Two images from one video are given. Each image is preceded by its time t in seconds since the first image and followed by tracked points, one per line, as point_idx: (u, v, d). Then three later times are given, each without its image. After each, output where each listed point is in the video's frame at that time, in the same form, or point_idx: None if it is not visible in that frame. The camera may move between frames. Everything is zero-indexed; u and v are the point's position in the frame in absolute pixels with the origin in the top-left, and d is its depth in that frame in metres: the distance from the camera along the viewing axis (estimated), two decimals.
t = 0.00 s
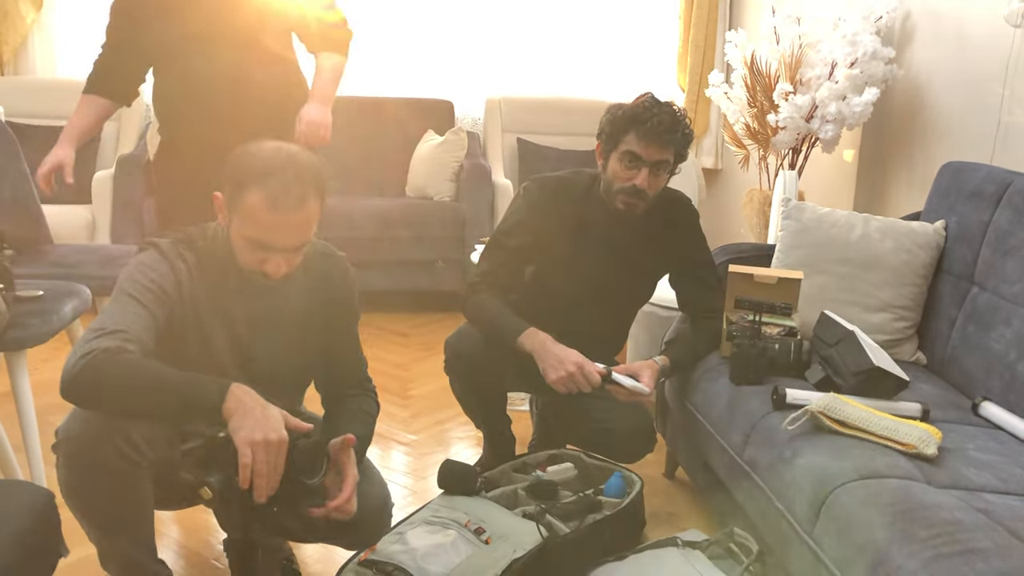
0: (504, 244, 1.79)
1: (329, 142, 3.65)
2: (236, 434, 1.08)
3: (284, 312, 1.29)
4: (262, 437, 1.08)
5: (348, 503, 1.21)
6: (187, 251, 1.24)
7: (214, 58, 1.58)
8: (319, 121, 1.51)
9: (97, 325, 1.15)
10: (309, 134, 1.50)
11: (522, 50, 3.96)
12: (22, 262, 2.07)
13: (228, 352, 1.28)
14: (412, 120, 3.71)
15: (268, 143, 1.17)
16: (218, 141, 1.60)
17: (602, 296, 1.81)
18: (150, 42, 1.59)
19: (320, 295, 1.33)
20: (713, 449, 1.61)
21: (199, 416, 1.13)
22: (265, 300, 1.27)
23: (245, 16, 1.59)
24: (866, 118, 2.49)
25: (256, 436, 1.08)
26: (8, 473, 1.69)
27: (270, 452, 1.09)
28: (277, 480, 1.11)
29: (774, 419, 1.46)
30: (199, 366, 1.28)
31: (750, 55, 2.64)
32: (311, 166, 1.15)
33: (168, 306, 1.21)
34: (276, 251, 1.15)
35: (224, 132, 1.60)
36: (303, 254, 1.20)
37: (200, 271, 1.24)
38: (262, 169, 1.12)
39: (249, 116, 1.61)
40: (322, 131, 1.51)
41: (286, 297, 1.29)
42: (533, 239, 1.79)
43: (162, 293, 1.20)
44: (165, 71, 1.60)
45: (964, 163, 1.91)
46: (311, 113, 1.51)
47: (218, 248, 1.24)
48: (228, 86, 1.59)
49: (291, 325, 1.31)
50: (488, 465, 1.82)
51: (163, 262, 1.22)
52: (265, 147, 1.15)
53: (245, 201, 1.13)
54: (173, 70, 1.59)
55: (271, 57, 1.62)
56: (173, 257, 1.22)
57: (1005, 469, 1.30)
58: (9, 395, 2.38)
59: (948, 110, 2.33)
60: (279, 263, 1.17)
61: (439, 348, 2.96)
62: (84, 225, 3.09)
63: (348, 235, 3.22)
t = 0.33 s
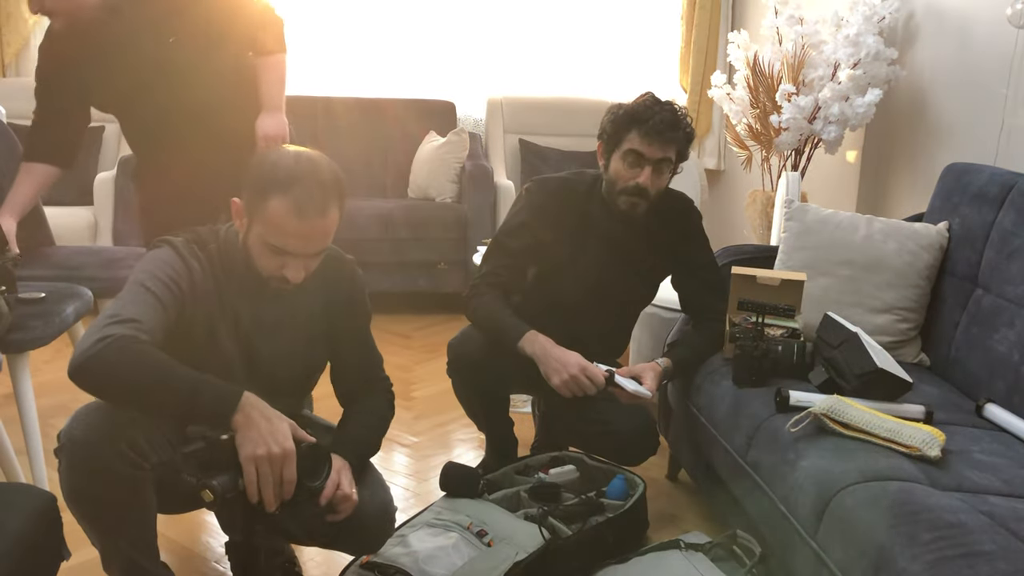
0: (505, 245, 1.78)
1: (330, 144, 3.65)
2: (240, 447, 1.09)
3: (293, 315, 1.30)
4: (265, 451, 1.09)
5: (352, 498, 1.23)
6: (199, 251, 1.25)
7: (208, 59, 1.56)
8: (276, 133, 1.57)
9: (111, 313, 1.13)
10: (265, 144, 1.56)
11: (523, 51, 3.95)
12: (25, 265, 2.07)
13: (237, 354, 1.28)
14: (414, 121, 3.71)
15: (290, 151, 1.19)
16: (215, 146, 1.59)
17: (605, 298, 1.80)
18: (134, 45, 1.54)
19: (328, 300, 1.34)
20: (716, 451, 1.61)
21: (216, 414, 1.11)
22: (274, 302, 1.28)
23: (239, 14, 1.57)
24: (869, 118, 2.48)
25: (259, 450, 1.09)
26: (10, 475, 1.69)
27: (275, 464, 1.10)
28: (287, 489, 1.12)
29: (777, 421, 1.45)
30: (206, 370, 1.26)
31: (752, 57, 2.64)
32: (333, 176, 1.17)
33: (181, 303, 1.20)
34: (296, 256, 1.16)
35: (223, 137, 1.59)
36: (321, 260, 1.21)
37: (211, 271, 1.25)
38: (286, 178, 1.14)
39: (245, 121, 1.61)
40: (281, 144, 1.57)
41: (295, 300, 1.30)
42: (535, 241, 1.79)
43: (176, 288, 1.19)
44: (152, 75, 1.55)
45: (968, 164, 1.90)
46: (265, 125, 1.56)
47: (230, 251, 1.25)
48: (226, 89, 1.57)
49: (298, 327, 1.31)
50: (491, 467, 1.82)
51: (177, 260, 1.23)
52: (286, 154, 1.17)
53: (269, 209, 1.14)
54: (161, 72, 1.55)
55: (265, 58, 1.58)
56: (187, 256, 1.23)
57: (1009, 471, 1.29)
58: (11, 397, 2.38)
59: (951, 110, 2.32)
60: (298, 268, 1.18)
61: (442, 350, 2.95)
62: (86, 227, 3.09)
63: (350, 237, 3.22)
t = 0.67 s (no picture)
0: (505, 245, 1.78)
1: (330, 145, 3.65)
2: (244, 457, 1.10)
3: (295, 313, 1.30)
4: (264, 462, 1.09)
5: (345, 494, 1.21)
6: (204, 246, 1.26)
7: (197, 62, 1.55)
8: (251, 132, 1.60)
9: (122, 303, 1.13)
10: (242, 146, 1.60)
11: (523, 51, 3.96)
12: (25, 266, 2.07)
13: (242, 350, 1.28)
14: (414, 121, 3.71)
15: (296, 145, 1.19)
16: (209, 150, 1.59)
17: (604, 297, 1.80)
18: (121, 58, 1.49)
19: (329, 298, 1.35)
20: (716, 450, 1.60)
21: (218, 415, 1.10)
22: (278, 299, 1.28)
23: (225, 14, 1.55)
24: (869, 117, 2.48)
25: (259, 461, 1.09)
26: (10, 477, 1.69)
27: (273, 476, 1.10)
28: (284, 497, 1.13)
29: (778, 419, 1.45)
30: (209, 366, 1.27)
31: (752, 55, 2.62)
32: (338, 170, 1.18)
33: (188, 296, 1.21)
34: (301, 249, 1.16)
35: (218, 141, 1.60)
36: (325, 254, 1.21)
37: (218, 268, 1.25)
38: (293, 171, 1.14)
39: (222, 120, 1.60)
40: (259, 141, 1.61)
41: (299, 297, 1.30)
42: (534, 241, 1.79)
43: (184, 282, 1.20)
44: (142, 87, 1.51)
45: (968, 162, 1.90)
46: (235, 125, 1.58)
47: (235, 246, 1.25)
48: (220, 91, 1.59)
49: (300, 325, 1.31)
50: (491, 467, 1.82)
51: (184, 254, 1.23)
52: (293, 148, 1.18)
53: (276, 201, 1.14)
54: (147, 78, 1.51)
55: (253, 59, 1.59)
56: (194, 250, 1.24)
57: (1010, 469, 1.29)
58: (12, 398, 2.39)
59: (951, 108, 2.32)
60: (302, 261, 1.18)
61: (443, 350, 2.95)
62: (86, 229, 3.09)
63: (350, 237, 3.22)
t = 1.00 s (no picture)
0: (505, 248, 1.79)
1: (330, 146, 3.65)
2: (244, 457, 1.10)
3: (296, 315, 1.31)
4: (266, 464, 1.10)
5: (344, 491, 1.23)
6: (207, 248, 1.26)
7: (195, 67, 1.56)
8: (244, 138, 1.59)
9: (126, 304, 1.14)
10: (234, 152, 1.59)
11: (523, 54, 3.96)
12: (26, 269, 2.08)
13: (243, 353, 1.28)
14: (414, 123, 3.71)
15: (299, 145, 1.20)
16: (205, 154, 1.59)
17: (604, 300, 1.80)
18: (120, 64, 1.50)
19: (330, 300, 1.35)
20: (716, 452, 1.61)
21: (220, 417, 1.11)
22: (280, 300, 1.29)
23: (224, 19, 1.56)
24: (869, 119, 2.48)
25: (260, 463, 1.10)
26: (13, 479, 1.70)
27: (274, 478, 1.11)
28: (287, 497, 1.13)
29: (778, 421, 1.46)
30: (211, 369, 1.27)
31: (752, 57, 2.64)
32: (342, 169, 1.18)
33: (191, 298, 1.21)
34: (306, 246, 1.17)
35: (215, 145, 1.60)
36: (329, 252, 1.21)
37: (220, 269, 1.25)
38: (297, 168, 1.15)
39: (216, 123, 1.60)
40: (251, 147, 1.60)
41: (299, 299, 1.31)
42: (534, 243, 1.79)
43: (187, 283, 1.20)
44: (140, 92, 1.52)
45: (967, 164, 1.90)
46: (228, 131, 1.58)
47: (237, 248, 1.26)
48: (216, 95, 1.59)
49: (299, 327, 1.32)
50: (492, 468, 1.82)
51: (187, 255, 1.23)
52: (297, 147, 1.18)
53: (281, 197, 1.15)
54: (144, 84, 1.51)
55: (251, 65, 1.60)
56: (196, 252, 1.24)
57: (1009, 471, 1.29)
58: (13, 400, 2.39)
59: (950, 110, 2.32)
60: (307, 259, 1.19)
61: (443, 352, 2.96)
62: (87, 231, 3.10)
63: (350, 239, 3.23)
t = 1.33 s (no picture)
0: (506, 252, 1.79)
1: (332, 149, 3.66)
2: (246, 460, 1.11)
3: (298, 319, 1.31)
4: (268, 468, 1.11)
5: (348, 505, 1.23)
6: (210, 251, 1.27)
7: (203, 69, 1.56)
8: (254, 140, 1.59)
9: (129, 307, 1.14)
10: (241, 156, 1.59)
11: (524, 58, 3.97)
12: (28, 271, 2.08)
13: (243, 357, 1.28)
14: (416, 127, 3.72)
15: (303, 149, 1.20)
16: (212, 156, 1.60)
17: (605, 304, 1.80)
18: (131, 66, 1.50)
19: (332, 304, 1.35)
20: (716, 457, 1.61)
21: (222, 420, 1.11)
22: (281, 304, 1.29)
23: (230, 20, 1.56)
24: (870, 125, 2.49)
25: (262, 468, 1.11)
26: (13, 481, 1.70)
27: (276, 482, 1.12)
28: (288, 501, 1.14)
29: (778, 426, 1.46)
30: (212, 373, 1.27)
31: (753, 63, 2.64)
32: (345, 174, 1.18)
33: (194, 301, 1.22)
34: (308, 251, 1.17)
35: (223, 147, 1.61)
36: (331, 257, 1.22)
37: (223, 273, 1.26)
38: (300, 173, 1.15)
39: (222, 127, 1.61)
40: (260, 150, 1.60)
41: (301, 303, 1.31)
42: (535, 247, 1.80)
43: (190, 287, 1.21)
44: (148, 92, 1.52)
45: (967, 170, 1.91)
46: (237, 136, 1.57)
47: (240, 252, 1.26)
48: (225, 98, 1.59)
49: (300, 331, 1.32)
50: (492, 472, 1.82)
51: (189, 259, 1.24)
52: (301, 152, 1.19)
53: (284, 202, 1.15)
54: (152, 86, 1.52)
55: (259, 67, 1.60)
56: (199, 255, 1.25)
57: (1008, 477, 1.29)
58: (14, 402, 2.40)
59: (951, 117, 2.33)
60: (308, 263, 1.19)
61: (443, 355, 2.96)
62: (89, 233, 3.10)
63: (351, 242, 3.23)
